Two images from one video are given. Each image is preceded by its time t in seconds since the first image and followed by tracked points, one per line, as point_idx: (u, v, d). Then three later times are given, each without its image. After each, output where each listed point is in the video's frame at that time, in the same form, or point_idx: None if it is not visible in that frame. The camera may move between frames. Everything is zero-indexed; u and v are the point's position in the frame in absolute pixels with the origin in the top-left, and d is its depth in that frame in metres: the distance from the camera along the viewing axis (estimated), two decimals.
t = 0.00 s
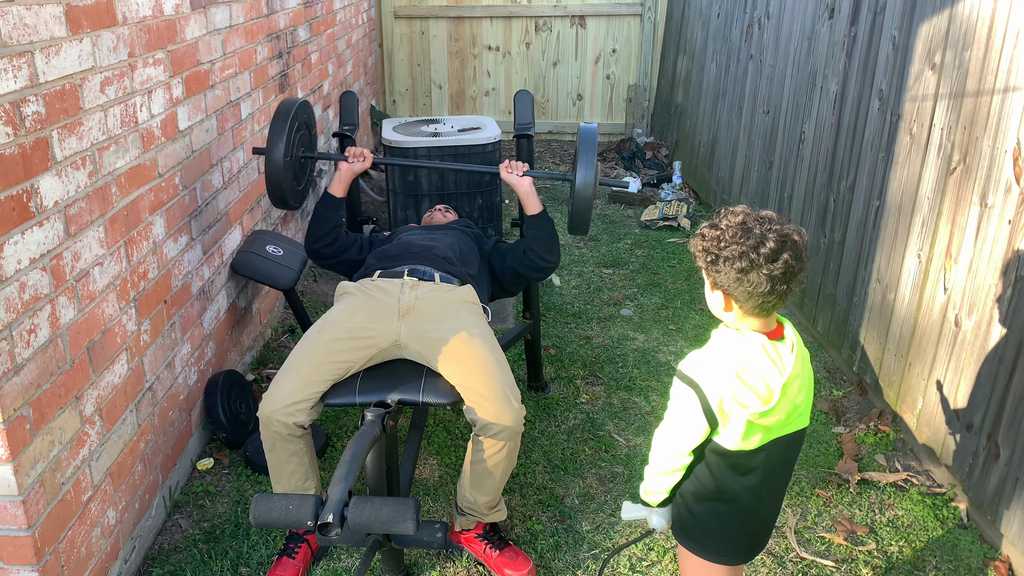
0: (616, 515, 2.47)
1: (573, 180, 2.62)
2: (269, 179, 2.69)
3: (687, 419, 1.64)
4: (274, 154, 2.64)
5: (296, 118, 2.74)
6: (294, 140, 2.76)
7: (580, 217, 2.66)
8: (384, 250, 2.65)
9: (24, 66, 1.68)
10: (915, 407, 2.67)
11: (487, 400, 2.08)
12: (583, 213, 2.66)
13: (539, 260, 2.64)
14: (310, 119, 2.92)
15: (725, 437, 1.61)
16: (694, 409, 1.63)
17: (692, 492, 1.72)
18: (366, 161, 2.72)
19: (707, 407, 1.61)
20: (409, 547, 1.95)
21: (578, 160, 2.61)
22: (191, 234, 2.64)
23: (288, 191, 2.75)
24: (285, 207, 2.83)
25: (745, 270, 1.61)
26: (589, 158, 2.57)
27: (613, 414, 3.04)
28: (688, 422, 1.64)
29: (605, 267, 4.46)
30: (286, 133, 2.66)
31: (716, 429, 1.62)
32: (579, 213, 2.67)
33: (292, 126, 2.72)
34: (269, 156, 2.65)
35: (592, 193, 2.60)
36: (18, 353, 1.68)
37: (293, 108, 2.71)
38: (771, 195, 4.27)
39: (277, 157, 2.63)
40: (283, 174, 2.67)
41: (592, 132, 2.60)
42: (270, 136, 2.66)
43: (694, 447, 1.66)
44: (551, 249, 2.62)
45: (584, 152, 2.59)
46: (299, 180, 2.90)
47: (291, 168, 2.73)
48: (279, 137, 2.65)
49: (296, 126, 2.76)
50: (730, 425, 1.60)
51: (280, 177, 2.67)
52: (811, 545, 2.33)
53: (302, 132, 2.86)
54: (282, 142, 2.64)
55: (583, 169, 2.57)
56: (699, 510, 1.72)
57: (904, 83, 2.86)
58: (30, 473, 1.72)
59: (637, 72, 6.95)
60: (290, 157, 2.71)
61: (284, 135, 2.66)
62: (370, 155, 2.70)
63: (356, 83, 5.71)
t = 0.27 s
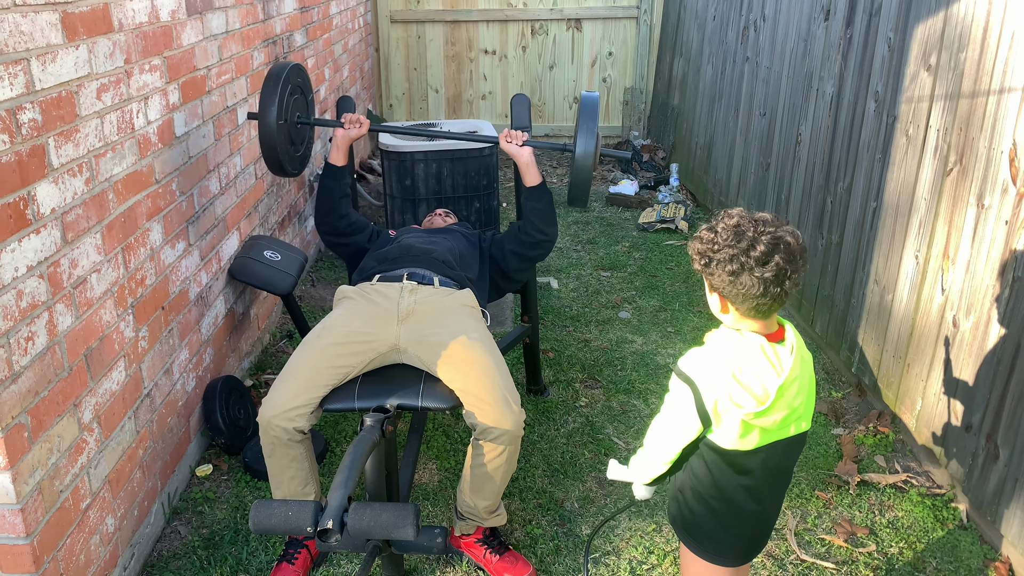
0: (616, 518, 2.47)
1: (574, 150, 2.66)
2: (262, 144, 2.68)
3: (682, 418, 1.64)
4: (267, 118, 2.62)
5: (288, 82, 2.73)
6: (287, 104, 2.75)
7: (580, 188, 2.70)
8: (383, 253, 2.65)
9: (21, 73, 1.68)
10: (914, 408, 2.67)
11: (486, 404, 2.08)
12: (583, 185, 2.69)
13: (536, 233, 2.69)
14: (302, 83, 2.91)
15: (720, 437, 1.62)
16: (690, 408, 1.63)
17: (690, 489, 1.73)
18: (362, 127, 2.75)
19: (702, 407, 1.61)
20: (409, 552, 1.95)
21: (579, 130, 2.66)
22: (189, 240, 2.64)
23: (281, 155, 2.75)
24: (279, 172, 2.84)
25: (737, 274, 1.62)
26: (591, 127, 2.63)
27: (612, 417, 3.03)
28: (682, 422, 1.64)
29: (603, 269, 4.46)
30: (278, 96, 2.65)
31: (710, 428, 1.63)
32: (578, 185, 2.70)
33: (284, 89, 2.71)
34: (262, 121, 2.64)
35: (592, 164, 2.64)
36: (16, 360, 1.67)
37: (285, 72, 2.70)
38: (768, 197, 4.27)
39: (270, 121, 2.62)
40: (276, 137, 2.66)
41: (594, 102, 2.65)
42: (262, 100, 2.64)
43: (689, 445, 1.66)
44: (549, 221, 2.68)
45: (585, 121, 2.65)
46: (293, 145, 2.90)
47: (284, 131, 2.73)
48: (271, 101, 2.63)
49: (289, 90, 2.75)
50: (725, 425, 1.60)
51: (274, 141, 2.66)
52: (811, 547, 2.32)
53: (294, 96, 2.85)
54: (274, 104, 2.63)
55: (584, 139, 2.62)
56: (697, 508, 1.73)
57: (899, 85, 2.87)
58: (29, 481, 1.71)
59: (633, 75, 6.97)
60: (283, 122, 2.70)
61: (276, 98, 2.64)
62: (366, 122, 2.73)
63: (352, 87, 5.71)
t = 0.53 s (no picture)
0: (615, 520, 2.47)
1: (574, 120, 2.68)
2: (257, 125, 2.68)
3: (681, 417, 1.65)
4: (262, 98, 2.62)
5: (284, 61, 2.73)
6: (282, 84, 2.75)
7: (582, 157, 2.73)
8: (380, 256, 2.65)
9: (17, 77, 1.67)
10: (912, 409, 2.67)
11: (485, 406, 2.08)
12: (586, 153, 2.71)
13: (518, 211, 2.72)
14: (298, 63, 2.92)
15: (718, 437, 1.62)
16: (690, 408, 1.64)
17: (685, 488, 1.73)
18: (358, 105, 2.80)
19: (701, 407, 1.62)
20: (408, 555, 1.95)
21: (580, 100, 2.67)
22: (186, 243, 2.64)
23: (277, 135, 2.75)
24: (275, 153, 2.83)
25: (740, 273, 1.62)
26: (592, 97, 2.64)
27: (610, 418, 3.03)
28: (681, 421, 1.65)
29: (601, 271, 4.46)
30: (275, 75, 2.64)
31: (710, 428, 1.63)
32: (582, 154, 2.72)
33: (280, 68, 2.71)
34: (258, 100, 2.64)
35: (594, 132, 2.65)
36: (12, 365, 1.67)
37: (280, 51, 2.69)
38: (765, 198, 4.27)
39: (266, 101, 2.62)
40: (272, 117, 2.65)
41: (595, 71, 2.66)
42: (258, 80, 2.64)
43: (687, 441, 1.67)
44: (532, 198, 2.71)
45: (586, 91, 2.65)
46: (289, 126, 2.90)
47: (280, 111, 2.72)
48: (267, 81, 2.63)
49: (285, 69, 2.74)
50: (724, 426, 1.60)
51: (269, 121, 2.66)
52: (809, 548, 2.33)
53: (290, 76, 2.85)
54: (270, 83, 2.62)
55: (586, 109, 2.63)
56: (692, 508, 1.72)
57: (896, 85, 2.87)
58: (26, 486, 1.71)
59: (630, 75, 6.97)
60: (279, 101, 2.70)
61: (272, 78, 2.64)
62: (362, 99, 2.79)
63: (350, 89, 5.71)
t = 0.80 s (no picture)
0: (616, 515, 2.47)
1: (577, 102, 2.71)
2: (263, 109, 2.68)
3: (681, 410, 1.66)
4: (267, 83, 2.62)
5: (286, 46, 2.72)
6: (285, 69, 2.74)
7: (585, 138, 2.75)
8: (380, 251, 2.64)
9: (16, 72, 1.67)
10: (912, 404, 2.67)
11: (484, 400, 2.07)
12: (588, 134, 2.74)
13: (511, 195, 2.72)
14: (298, 49, 2.90)
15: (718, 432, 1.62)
16: (690, 402, 1.64)
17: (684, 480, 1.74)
18: (361, 90, 2.81)
19: (701, 401, 1.62)
20: (408, 550, 1.95)
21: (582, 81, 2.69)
22: (186, 238, 2.63)
23: (283, 120, 2.75)
24: (280, 138, 2.84)
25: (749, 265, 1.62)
26: (594, 78, 2.66)
27: (611, 413, 3.03)
28: (680, 412, 1.66)
29: (601, 266, 4.46)
30: (277, 61, 2.64)
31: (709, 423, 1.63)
32: (585, 135, 2.75)
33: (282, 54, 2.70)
34: (262, 87, 2.63)
35: (598, 113, 2.68)
36: (13, 360, 1.67)
37: (281, 36, 2.68)
38: (766, 193, 4.27)
39: (271, 86, 2.62)
40: (277, 101, 2.66)
41: (595, 52, 2.69)
42: (262, 65, 2.63)
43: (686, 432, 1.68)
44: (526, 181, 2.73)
45: (589, 72, 2.68)
46: (292, 112, 2.90)
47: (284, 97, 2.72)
48: (270, 66, 2.62)
49: (287, 55, 2.73)
50: (724, 421, 1.60)
51: (275, 105, 2.66)
52: (810, 543, 2.33)
53: (291, 62, 2.85)
54: (274, 70, 2.62)
55: (589, 89, 2.66)
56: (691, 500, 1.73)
57: (897, 80, 2.86)
58: (27, 481, 1.71)
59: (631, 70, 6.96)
60: (283, 87, 2.69)
61: (276, 63, 2.63)
62: (365, 85, 2.80)
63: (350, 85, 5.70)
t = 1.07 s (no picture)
0: (621, 510, 2.48)
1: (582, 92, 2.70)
2: (271, 104, 2.69)
3: (686, 400, 1.68)
4: (275, 78, 2.63)
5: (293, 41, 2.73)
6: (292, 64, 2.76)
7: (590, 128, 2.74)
8: (384, 249, 2.64)
9: (20, 72, 1.67)
10: (918, 397, 2.67)
11: (488, 396, 2.08)
12: (593, 125, 2.73)
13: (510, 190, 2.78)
14: (303, 43, 2.91)
15: (723, 421, 1.64)
16: (695, 393, 1.66)
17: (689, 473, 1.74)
18: (366, 83, 2.81)
19: (705, 391, 1.65)
20: (414, 546, 1.95)
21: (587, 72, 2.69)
22: (191, 236, 2.64)
23: (291, 114, 2.76)
24: (287, 133, 2.84)
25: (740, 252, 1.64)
26: (598, 68, 2.66)
27: (615, 408, 3.04)
28: (684, 403, 1.69)
29: (605, 261, 4.45)
30: (285, 55, 2.65)
31: (715, 413, 1.66)
32: (590, 126, 2.74)
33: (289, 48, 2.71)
34: (269, 81, 2.64)
35: (602, 103, 2.67)
36: (20, 359, 1.68)
37: (290, 30, 2.70)
38: (770, 187, 4.26)
39: (279, 80, 2.63)
40: (286, 96, 2.67)
41: (600, 43, 2.68)
42: (270, 59, 2.64)
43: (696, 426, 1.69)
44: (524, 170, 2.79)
45: (593, 63, 2.68)
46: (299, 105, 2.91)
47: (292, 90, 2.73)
48: (278, 61, 2.63)
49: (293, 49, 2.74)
50: (727, 409, 1.62)
51: (284, 100, 2.67)
52: (815, 537, 2.33)
53: (297, 57, 2.86)
54: (281, 64, 2.63)
55: (593, 80, 2.65)
56: (695, 492, 1.74)
57: (902, 72, 2.85)
58: (34, 479, 1.72)
59: (634, 64, 6.94)
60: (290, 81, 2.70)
61: (284, 57, 2.64)
62: (371, 78, 2.79)
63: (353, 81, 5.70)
